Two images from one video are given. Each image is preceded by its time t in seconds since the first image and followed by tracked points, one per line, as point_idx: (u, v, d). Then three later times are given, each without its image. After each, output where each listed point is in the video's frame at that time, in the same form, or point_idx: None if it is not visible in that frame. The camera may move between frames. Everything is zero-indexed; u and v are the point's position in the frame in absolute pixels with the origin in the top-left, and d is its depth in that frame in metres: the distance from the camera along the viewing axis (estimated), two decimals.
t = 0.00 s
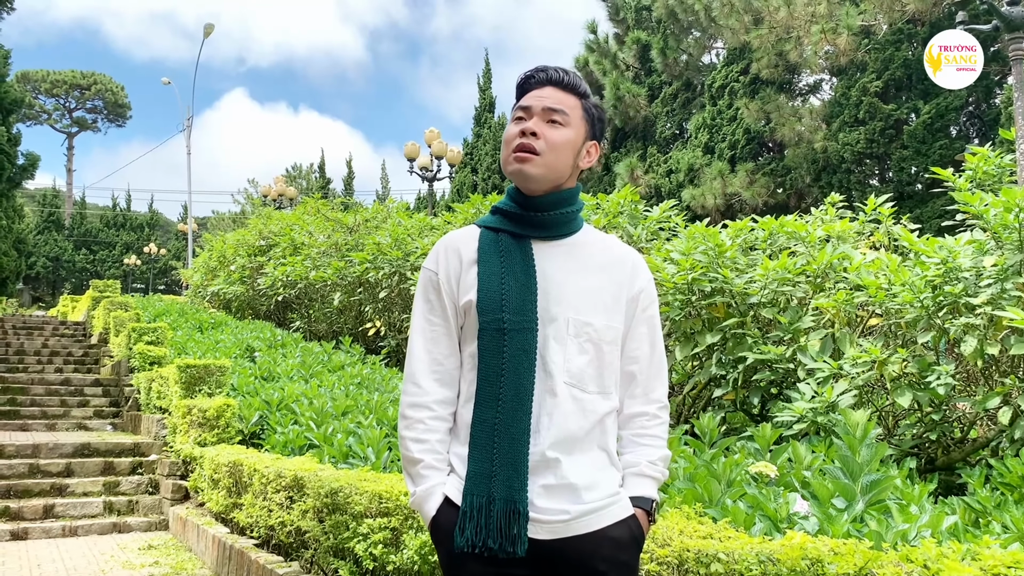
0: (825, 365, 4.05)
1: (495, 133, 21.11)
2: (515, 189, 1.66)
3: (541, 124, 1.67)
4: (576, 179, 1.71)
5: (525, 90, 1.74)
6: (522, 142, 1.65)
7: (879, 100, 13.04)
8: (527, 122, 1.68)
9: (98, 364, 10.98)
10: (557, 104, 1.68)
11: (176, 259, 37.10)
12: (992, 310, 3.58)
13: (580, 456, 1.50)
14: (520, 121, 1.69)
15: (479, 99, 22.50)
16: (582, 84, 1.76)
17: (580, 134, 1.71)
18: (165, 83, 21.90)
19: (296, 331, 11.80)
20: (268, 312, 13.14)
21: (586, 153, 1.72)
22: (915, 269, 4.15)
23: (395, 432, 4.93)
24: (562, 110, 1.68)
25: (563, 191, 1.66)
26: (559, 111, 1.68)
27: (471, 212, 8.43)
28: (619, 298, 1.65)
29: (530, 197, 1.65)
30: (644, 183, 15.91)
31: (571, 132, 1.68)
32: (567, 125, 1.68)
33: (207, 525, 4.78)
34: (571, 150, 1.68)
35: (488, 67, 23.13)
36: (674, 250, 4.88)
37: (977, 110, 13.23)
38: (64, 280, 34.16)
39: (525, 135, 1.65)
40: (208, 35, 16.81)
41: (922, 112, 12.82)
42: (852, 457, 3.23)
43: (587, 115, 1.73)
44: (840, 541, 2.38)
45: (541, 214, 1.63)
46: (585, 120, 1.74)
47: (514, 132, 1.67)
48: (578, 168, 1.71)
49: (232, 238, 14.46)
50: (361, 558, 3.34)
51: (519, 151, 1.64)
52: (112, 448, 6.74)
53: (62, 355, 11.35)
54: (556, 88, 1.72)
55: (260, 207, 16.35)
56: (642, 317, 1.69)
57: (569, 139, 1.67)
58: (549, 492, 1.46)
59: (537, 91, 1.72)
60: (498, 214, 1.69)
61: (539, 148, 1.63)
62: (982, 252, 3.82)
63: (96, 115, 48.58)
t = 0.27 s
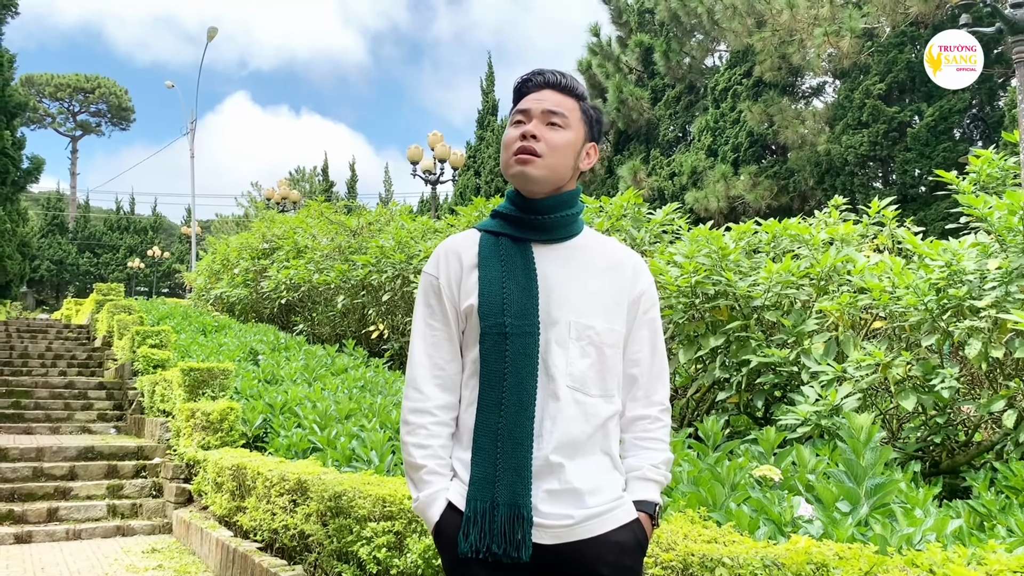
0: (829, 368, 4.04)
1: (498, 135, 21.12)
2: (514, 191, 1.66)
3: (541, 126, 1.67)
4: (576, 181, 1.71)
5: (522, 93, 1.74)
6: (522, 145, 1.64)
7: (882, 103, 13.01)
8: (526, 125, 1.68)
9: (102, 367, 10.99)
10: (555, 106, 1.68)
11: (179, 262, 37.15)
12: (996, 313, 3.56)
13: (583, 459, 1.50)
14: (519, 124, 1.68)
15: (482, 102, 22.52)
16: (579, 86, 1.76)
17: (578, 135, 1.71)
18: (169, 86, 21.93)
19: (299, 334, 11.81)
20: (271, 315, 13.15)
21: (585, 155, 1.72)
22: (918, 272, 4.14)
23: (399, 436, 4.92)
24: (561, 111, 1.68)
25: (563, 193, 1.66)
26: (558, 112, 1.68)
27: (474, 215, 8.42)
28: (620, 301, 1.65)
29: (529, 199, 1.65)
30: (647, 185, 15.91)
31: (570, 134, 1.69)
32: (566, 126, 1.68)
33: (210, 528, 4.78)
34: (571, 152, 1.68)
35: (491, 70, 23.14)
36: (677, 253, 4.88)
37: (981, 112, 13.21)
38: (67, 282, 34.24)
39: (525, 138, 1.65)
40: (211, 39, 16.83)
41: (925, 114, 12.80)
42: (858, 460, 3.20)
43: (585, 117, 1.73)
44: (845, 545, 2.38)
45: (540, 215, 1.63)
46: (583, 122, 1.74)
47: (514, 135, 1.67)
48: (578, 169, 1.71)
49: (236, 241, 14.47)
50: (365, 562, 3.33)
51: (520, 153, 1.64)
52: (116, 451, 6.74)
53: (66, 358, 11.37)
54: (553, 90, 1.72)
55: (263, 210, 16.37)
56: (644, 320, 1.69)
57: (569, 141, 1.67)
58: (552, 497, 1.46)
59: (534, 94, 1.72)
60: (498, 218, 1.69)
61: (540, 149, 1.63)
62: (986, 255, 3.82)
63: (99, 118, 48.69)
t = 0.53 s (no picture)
0: (833, 371, 4.04)
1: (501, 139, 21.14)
2: (518, 195, 1.66)
3: (543, 128, 1.67)
4: (579, 182, 1.71)
5: (523, 96, 1.74)
6: (525, 147, 1.65)
7: (885, 106, 13.01)
8: (527, 127, 1.68)
9: (105, 370, 11.00)
10: (557, 108, 1.68)
11: (183, 266, 37.19)
12: (1000, 316, 3.55)
13: (589, 463, 1.49)
14: (521, 126, 1.69)
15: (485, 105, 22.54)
16: (579, 87, 1.76)
17: (581, 136, 1.71)
18: (172, 90, 21.96)
19: (303, 337, 11.82)
20: (275, 319, 13.16)
21: (587, 155, 1.72)
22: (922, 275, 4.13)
23: (403, 439, 4.92)
24: (563, 113, 1.68)
25: (567, 194, 1.66)
26: (560, 114, 1.68)
27: (477, 218, 8.41)
28: (624, 303, 1.64)
29: (533, 202, 1.65)
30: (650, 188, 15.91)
31: (573, 135, 1.69)
32: (568, 128, 1.68)
33: (214, 532, 4.78)
34: (573, 153, 1.68)
35: (493, 73, 23.17)
36: (681, 256, 4.88)
37: (984, 115, 13.21)
38: (71, 286, 34.30)
39: (527, 140, 1.65)
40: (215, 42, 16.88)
41: (928, 117, 12.79)
42: (862, 464, 3.17)
43: (586, 118, 1.73)
44: (850, 550, 2.37)
45: (544, 218, 1.63)
46: (585, 123, 1.74)
47: (516, 138, 1.67)
48: (581, 170, 1.71)
49: (239, 244, 14.49)
50: (369, 566, 3.33)
51: (523, 155, 1.64)
52: (120, 455, 6.74)
53: (70, 362, 11.38)
54: (554, 92, 1.72)
55: (267, 213, 16.39)
56: (648, 321, 1.68)
57: (571, 142, 1.67)
58: (559, 501, 1.46)
59: (535, 96, 1.72)
60: (501, 221, 1.69)
61: (543, 151, 1.63)
62: (990, 258, 3.82)
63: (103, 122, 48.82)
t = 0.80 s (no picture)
0: (836, 374, 4.03)
1: (503, 141, 21.15)
2: (524, 203, 1.66)
3: (546, 138, 1.66)
4: (586, 184, 1.71)
5: (522, 102, 1.72)
6: (531, 160, 1.64)
7: (888, 108, 12.99)
8: (531, 137, 1.67)
9: (108, 373, 11.01)
10: (558, 114, 1.67)
11: (185, 269, 37.24)
12: (1004, 319, 3.54)
13: (599, 464, 1.49)
14: (523, 138, 1.68)
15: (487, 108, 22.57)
16: (577, 86, 1.74)
17: (584, 139, 1.71)
18: (176, 93, 21.96)
19: (305, 340, 11.83)
20: (277, 321, 13.17)
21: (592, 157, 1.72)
22: (926, 278, 4.12)
23: (405, 442, 4.92)
24: (564, 118, 1.67)
25: (576, 199, 1.66)
26: (562, 121, 1.67)
27: (480, 221, 8.39)
28: (633, 299, 1.62)
29: (540, 209, 1.64)
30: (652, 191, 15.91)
31: (576, 139, 1.68)
32: (571, 133, 1.68)
33: (217, 535, 4.78)
34: (579, 159, 1.68)
35: (495, 76, 23.18)
36: (683, 258, 4.87)
37: (987, 118, 13.19)
38: (73, 288, 34.40)
39: (532, 153, 1.64)
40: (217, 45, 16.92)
41: (931, 119, 12.77)
42: (866, 467, 3.18)
43: (587, 119, 1.72)
44: (854, 553, 2.36)
45: (551, 220, 1.62)
46: (586, 123, 1.73)
47: (521, 150, 1.66)
48: (587, 173, 1.71)
49: (242, 247, 14.51)
50: (371, 569, 3.33)
51: (530, 168, 1.63)
52: (122, 457, 6.75)
53: (72, 365, 11.40)
54: (554, 96, 1.70)
55: (269, 216, 16.41)
56: (658, 316, 1.65)
57: (576, 148, 1.67)
58: (570, 504, 1.46)
59: (534, 101, 1.70)
60: (508, 224, 1.70)
61: (550, 162, 1.63)
62: (994, 260, 3.81)
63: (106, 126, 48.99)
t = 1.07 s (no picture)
0: (837, 376, 4.03)
1: (504, 143, 21.16)
2: (537, 210, 1.66)
3: (557, 146, 1.65)
4: (593, 188, 1.72)
5: (525, 108, 1.69)
6: (544, 170, 1.63)
7: (889, 110, 12.99)
8: (540, 146, 1.65)
9: (109, 374, 11.03)
10: (566, 121, 1.66)
11: (186, 270, 37.28)
12: (1005, 321, 3.54)
13: (609, 466, 1.49)
14: (533, 147, 1.66)
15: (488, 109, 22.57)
16: (577, 88, 1.73)
17: (590, 143, 1.71)
18: (177, 96, 22.03)
19: (306, 341, 11.84)
20: (278, 323, 13.18)
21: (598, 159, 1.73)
22: (927, 280, 4.12)
23: (405, 444, 4.92)
24: (572, 125, 1.66)
25: (587, 203, 1.67)
26: (571, 128, 1.66)
27: (481, 223, 8.38)
28: (642, 298, 1.61)
29: (552, 216, 1.64)
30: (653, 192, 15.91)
31: (584, 145, 1.68)
32: (580, 140, 1.67)
33: (217, 536, 4.78)
34: (588, 165, 1.68)
35: (497, 78, 23.20)
36: (684, 260, 4.88)
37: (989, 119, 13.18)
38: (75, 290, 34.47)
39: (543, 163, 1.63)
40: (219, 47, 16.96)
41: (932, 121, 12.76)
42: (867, 470, 3.18)
43: (592, 122, 1.72)
44: (854, 555, 2.35)
45: (562, 225, 1.63)
46: (590, 127, 1.73)
47: (531, 160, 1.65)
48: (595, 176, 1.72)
49: (243, 248, 14.52)
50: (372, 571, 3.33)
51: (544, 178, 1.63)
52: (123, 459, 6.75)
53: (74, 366, 11.42)
54: (559, 102, 1.68)
55: (270, 218, 16.42)
56: (668, 315, 1.63)
57: (585, 154, 1.67)
58: (581, 506, 1.46)
59: (539, 108, 1.68)
60: (516, 227, 1.70)
61: (563, 172, 1.63)
62: (995, 262, 3.80)
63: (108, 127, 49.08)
